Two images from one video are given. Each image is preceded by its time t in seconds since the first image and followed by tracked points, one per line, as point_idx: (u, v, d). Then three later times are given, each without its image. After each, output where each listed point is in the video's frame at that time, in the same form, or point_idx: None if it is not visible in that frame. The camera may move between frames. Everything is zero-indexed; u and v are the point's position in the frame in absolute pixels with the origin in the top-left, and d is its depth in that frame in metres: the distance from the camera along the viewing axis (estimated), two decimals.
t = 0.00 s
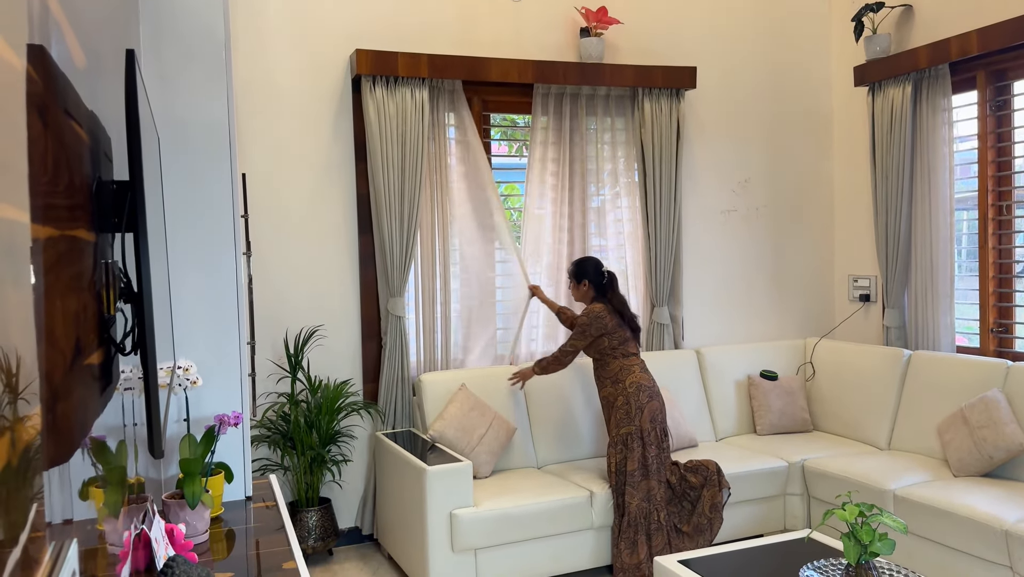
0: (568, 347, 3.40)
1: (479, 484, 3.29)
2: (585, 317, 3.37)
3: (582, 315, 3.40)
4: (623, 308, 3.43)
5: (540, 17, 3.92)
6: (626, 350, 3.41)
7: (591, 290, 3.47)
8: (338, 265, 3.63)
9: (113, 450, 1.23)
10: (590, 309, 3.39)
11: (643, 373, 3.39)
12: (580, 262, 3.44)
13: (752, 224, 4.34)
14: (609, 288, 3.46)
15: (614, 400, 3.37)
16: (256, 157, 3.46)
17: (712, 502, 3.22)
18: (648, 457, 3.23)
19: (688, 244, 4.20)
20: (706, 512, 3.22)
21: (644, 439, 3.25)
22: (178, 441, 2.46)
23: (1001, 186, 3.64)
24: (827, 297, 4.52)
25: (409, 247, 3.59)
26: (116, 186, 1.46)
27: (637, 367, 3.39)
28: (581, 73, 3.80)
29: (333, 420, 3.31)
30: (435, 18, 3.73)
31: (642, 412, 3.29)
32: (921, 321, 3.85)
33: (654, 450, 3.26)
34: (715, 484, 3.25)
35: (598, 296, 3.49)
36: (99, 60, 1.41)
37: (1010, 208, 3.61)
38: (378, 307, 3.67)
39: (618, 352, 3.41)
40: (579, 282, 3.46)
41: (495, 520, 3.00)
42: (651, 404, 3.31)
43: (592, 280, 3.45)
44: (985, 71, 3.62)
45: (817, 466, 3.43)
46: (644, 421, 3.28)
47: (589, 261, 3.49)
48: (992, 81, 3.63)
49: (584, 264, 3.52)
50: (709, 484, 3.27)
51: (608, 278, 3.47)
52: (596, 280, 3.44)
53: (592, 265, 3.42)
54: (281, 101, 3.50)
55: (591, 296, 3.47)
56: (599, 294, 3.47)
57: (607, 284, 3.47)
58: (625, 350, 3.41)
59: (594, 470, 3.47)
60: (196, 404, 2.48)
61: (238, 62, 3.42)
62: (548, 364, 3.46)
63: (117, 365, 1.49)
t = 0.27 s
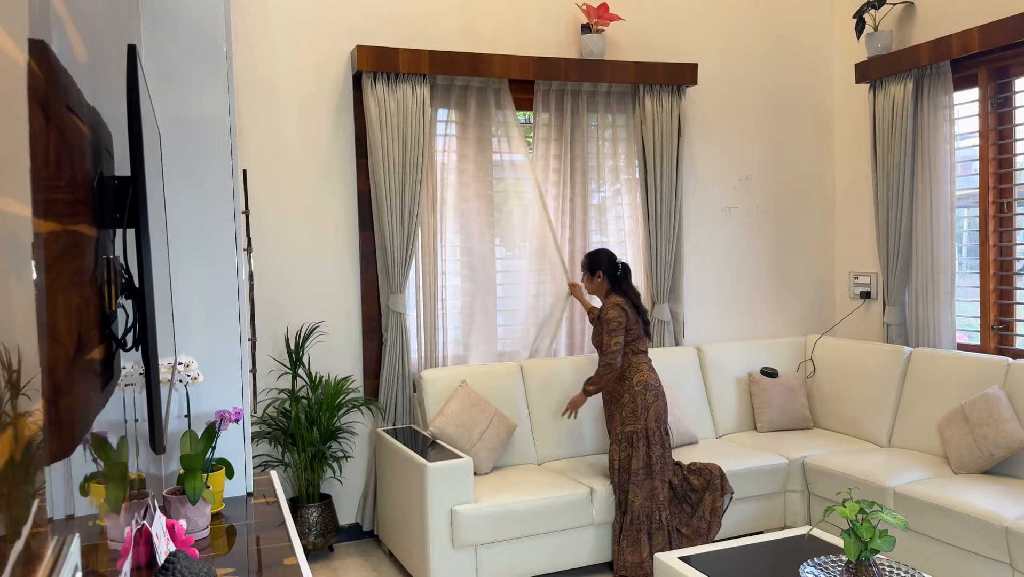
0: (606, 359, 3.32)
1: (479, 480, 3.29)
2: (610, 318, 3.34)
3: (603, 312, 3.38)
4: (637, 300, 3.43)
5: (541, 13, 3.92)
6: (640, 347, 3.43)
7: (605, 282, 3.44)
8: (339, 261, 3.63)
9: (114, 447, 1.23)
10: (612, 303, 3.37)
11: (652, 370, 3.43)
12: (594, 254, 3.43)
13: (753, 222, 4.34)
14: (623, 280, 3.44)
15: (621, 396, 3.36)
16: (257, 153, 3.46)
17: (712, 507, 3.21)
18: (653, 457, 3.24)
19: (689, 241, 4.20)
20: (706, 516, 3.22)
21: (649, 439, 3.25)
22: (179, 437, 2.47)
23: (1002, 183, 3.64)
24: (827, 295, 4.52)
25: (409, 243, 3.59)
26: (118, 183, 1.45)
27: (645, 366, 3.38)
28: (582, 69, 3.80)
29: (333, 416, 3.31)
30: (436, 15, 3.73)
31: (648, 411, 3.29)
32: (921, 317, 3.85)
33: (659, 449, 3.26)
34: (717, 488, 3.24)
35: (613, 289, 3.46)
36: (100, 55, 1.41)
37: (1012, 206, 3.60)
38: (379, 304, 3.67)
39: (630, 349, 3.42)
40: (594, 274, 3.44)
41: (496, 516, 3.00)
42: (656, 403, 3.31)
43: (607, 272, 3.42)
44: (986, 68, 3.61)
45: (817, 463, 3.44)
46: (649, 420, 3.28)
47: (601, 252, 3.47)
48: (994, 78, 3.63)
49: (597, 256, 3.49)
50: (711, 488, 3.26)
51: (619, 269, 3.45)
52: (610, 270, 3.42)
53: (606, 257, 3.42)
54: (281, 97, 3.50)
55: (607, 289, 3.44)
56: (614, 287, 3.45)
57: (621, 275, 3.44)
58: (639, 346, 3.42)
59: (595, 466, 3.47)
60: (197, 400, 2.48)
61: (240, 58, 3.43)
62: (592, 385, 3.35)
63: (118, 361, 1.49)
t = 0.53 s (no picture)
0: (641, 357, 3.25)
1: (479, 478, 3.29)
2: (636, 315, 3.27)
3: (624, 310, 3.29)
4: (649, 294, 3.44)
5: (541, 11, 3.91)
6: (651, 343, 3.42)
7: (617, 277, 3.40)
8: (339, 259, 3.63)
9: (114, 444, 1.24)
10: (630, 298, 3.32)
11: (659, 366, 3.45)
12: (606, 249, 3.39)
13: (753, 220, 4.34)
14: (636, 274, 3.42)
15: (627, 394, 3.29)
16: (257, 150, 3.46)
17: (711, 516, 3.21)
18: (655, 457, 3.23)
19: (688, 238, 4.20)
20: (703, 525, 3.23)
21: (651, 439, 3.25)
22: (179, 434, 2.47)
23: (1003, 181, 3.64)
24: (827, 293, 4.52)
25: (409, 241, 3.59)
26: (117, 180, 1.44)
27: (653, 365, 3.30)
28: (582, 67, 3.79)
29: (333, 414, 3.31)
30: (436, 13, 3.72)
31: (650, 412, 3.28)
32: (921, 315, 3.85)
33: (660, 450, 3.26)
34: (717, 499, 3.23)
35: (625, 284, 3.43)
36: (100, 52, 1.40)
37: (1011, 204, 3.60)
38: (378, 301, 3.67)
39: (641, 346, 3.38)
40: (606, 269, 3.40)
41: (496, 514, 3.00)
42: (659, 405, 3.30)
43: (619, 267, 3.39)
44: (987, 66, 3.61)
45: (817, 461, 3.44)
46: (651, 421, 3.27)
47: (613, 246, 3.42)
48: (994, 76, 3.62)
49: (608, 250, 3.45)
50: (711, 497, 3.25)
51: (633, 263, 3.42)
52: (623, 265, 3.39)
53: (618, 251, 3.38)
54: (281, 95, 3.49)
55: (619, 283, 3.41)
56: (627, 281, 3.42)
57: (634, 270, 3.42)
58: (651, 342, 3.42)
59: (594, 464, 3.47)
60: (197, 398, 2.48)
61: (239, 56, 3.42)
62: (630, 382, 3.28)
63: (118, 358, 1.49)
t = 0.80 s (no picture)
0: (645, 359, 3.20)
1: (478, 476, 3.29)
2: (644, 317, 3.21)
3: (632, 311, 3.24)
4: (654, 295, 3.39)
5: (540, 9, 3.91)
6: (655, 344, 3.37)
7: (625, 275, 3.36)
8: (338, 258, 3.63)
9: (114, 442, 1.24)
10: (636, 299, 3.27)
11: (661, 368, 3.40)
12: (613, 248, 3.32)
13: (752, 218, 4.33)
14: (643, 274, 3.38)
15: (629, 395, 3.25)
16: (256, 149, 3.46)
17: (712, 514, 3.21)
18: (656, 460, 3.22)
19: (688, 237, 4.20)
20: (705, 523, 3.22)
21: (653, 442, 3.24)
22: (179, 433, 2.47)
23: (1002, 180, 3.64)
24: (827, 292, 4.52)
25: (409, 240, 3.59)
26: (116, 178, 1.44)
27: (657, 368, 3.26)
28: (582, 65, 3.79)
29: (332, 413, 3.31)
30: (435, 11, 3.72)
31: (652, 415, 3.26)
32: (920, 313, 3.85)
33: (662, 452, 3.25)
34: (717, 497, 3.22)
35: (632, 283, 3.39)
36: (98, 51, 1.40)
37: (1011, 202, 3.60)
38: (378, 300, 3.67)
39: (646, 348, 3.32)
40: (613, 268, 3.35)
41: (496, 513, 3.00)
42: (661, 408, 3.29)
43: (627, 266, 3.34)
44: (987, 64, 3.60)
45: (816, 460, 3.44)
46: (653, 424, 3.26)
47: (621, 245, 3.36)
48: (994, 75, 3.62)
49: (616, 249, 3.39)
50: (711, 495, 3.25)
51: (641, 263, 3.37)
52: (630, 265, 3.33)
53: (626, 249, 3.32)
54: (280, 94, 3.49)
55: (626, 283, 3.36)
56: (634, 281, 3.38)
57: (641, 269, 3.38)
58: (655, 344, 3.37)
59: (594, 462, 3.47)
60: (196, 396, 2.48)
61: (239, 54, 3.42)
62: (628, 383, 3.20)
63: (117, 357, 1.49)
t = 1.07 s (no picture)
0: (653, 363, 3.19)
1: (478, 477, 3.30)
2: (653, 320, 3.21)
3: (641, 314, 3.23)
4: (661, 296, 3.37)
5: (539, 9, 3.91)
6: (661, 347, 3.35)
7: (630, 275, 3.35)
8: (338, 258, 3.63)
9: (113, 442, 1.24)
10: (643, 302, 3.27)
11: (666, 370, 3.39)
12: (620, 246, 3.32)
13: (752, 218, 4.33)
14: (649, 274, 3.36)
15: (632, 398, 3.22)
16: (256, 149, 3.46)
17: (711, 516, 3.19)
18: (657, 465, 3.20)
19: (688, 236, 4.20)
20: (705, 525, 3.21)
21: (654, 447, 3.21)
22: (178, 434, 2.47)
23: (1001, 179, 3.64)
24: (827, 291, 4.52)
25: (408, 240, 3.59)
26: (115, 179, 1.44)
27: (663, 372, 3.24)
28: (581, 65, 3.79)
29: (332, 413, 3.32)
30: (434, 11, 3.72)
31: (654, 420, 3.23)
32: (920, 312, 3.85)
33: (663, 457, 3.22)
34: (717, 499, 3.21)
35: (638, 283, 3.38)
36: (97, 52, 1.40)
37: (1010, 202, 3.60)
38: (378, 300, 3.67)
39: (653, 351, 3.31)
40: (618, 267, 3.34)
41: (496, 513, 3.01)
42: (663, 413, 3.25)
43: (632, 265, 3.33)
44: (986, 64, 3.61)
45: (816, 459, 3.44)
46: (654, 429, 3.23)
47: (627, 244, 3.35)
48: (993, 74, 3.63)
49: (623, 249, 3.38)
50: (711, 498, 3.24)
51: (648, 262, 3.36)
52: (636, 264, 3.32)
53: (632, 249, 3.31)
54: (279, 94, 3.49)
55: (633, 283, 3.35)
56: (640, 280, 3.36)
57: (647, 269, 3.36)
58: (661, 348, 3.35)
59: (594, 462, 3.48)
60: (196, 397, 2.48)
61: (238, 55, 3.42)
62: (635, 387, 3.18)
63: (116, 358, 1.49)
